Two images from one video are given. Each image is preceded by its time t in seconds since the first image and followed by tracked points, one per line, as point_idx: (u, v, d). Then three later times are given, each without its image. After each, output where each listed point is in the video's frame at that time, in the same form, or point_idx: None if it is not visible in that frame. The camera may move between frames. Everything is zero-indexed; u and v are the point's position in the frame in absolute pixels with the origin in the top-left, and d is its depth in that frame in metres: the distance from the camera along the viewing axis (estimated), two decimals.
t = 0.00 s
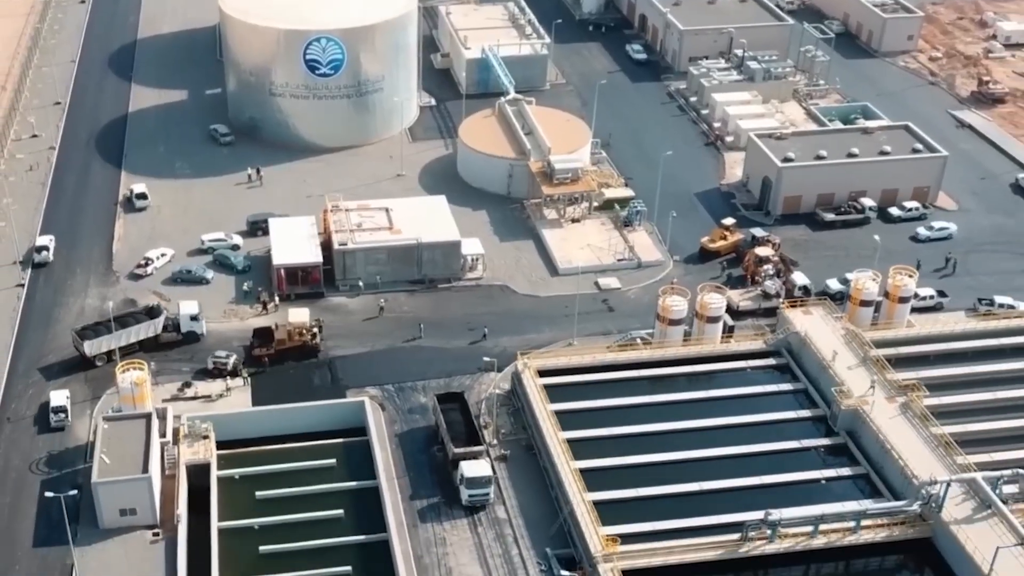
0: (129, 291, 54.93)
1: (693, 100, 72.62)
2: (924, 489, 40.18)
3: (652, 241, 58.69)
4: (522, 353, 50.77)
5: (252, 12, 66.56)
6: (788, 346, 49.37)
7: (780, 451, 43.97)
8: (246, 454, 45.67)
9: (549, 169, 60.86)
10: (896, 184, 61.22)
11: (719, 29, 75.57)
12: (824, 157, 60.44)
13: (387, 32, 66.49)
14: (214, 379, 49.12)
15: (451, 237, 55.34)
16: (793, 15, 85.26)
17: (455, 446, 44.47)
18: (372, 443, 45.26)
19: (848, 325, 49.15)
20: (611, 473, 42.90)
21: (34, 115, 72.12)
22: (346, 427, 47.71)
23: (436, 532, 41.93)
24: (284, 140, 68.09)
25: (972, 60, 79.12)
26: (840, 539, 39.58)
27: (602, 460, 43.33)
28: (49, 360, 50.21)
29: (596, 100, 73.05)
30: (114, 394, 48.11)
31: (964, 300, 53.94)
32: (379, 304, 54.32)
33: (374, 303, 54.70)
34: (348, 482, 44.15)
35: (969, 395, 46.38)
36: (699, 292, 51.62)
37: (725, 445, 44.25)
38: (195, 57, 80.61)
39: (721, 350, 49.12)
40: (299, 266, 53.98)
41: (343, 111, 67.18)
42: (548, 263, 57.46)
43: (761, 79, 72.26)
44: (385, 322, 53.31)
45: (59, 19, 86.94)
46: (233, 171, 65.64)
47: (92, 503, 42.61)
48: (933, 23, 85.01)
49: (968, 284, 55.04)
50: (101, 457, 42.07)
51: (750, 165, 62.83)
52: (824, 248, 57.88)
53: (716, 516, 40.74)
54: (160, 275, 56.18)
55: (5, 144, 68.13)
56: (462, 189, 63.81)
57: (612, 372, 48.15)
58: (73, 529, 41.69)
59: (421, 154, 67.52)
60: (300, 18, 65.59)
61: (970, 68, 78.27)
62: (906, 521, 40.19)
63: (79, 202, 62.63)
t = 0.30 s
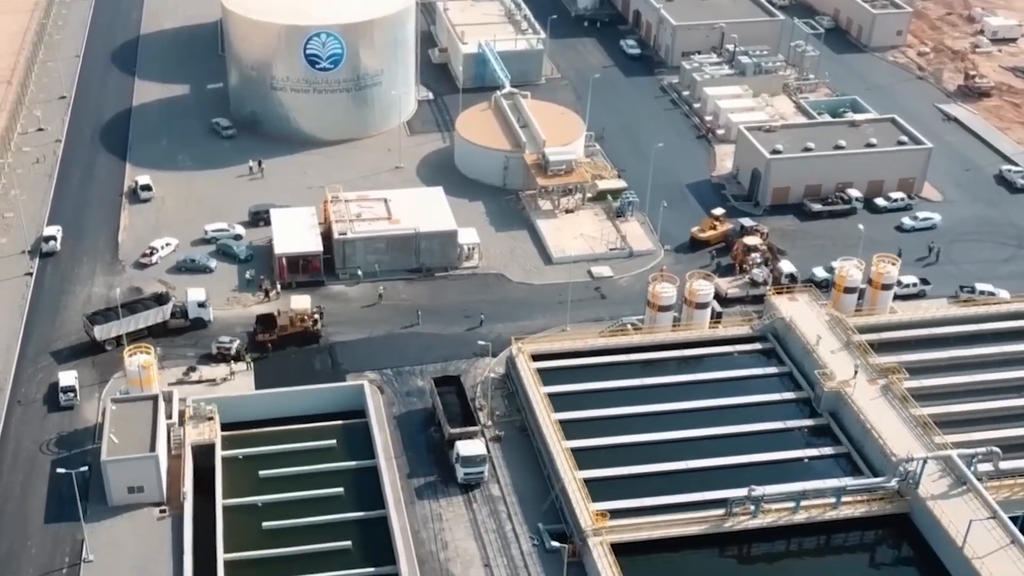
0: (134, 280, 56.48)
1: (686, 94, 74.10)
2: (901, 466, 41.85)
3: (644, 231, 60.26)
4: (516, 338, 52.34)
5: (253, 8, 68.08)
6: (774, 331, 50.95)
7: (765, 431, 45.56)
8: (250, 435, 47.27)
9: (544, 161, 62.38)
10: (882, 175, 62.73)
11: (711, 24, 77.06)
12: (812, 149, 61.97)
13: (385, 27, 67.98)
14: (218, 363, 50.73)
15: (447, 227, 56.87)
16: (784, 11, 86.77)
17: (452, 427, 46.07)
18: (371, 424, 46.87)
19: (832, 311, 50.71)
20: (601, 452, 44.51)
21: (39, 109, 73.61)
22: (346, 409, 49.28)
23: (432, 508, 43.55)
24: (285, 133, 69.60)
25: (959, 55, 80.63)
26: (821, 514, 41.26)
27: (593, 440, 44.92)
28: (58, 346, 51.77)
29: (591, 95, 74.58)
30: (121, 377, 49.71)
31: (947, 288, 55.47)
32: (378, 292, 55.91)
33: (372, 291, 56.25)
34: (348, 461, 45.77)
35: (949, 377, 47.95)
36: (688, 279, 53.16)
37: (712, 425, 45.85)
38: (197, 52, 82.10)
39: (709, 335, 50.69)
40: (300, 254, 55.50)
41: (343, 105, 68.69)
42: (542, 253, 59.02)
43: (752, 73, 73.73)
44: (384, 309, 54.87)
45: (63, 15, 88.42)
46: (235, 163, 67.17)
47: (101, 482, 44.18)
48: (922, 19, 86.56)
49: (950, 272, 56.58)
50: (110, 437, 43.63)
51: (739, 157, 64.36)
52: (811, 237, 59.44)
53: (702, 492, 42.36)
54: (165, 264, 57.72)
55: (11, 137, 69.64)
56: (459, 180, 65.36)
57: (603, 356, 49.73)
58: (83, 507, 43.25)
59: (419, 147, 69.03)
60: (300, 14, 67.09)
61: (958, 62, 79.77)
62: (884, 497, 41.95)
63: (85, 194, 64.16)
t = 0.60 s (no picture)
0: (141, 267, 58.29)
1: (677, 88, 75.85)
2: (877, 441, 43.75)
3: (635, 219, 62.06)
4: (510, 322, 54.17)
5: (255, 3, 69.80)
6: (759, 315, 52.79)
7: (748, 410, 47.40)
8: (253, 415, 49.11)
9: (538, 152, 64.10)
10: (867, 166, 64.49)
11: (702, 19, 78.84)
12: (798, 140, 63.76)
13: (384, 22, 69.69)
14: (222, 346, 52.53)
15: (444, 215, 58.65)
16: (775, 6, 88.54)
17: (447, 406, 47.92)
18: (370, 403, 48.72)
19: (815, 296, 52.52)
20: (590, 430, 46.36)
21: (46, 102, 75.37)
22: (345, 390, 51.09)
23: (429, 483, 45.40)
24: (286, 125, 71.36)
25: (945, 49, 82.41)
26: (800, 487, 43.11)
27: (583, 418, 46.76)
28: (67, 330, 53.57)
29: (584, 88, 76.33)
30: (129, 359, 51.53)
31: (927, 274, 57.28)
32: (376, 279, 57.72)
33: (371, 277, 58.06)
34: (348, 439, 47.62)
35: (927, 358, 49.67)
36: (676, 265, 54.95)
37: (697, 404, 47.69)
38: (199, 47, 83.86)
39: (696, 318, 52.51)
40: (301, 242, 57.28)
41: (342, 98, 70.43)
42: (536, 241, 60.80)
43: (741, 67, 75.47)
44: (382, 295, 56.68)
45: (68, 11, 90.17)
46: (238, 155, 68.94)
47: (110, 458, 45.99)
48: (910, 14, 88.36)
49: (931, 259, 58.38)
50: (119, 415, 45.45)
51: (728, 148, 66.16)
52: (797, 226, 61.23)
53: (687, 467, 44.21)
54: (170, 252, 59.52)
55: (19, 130, 71.39)
56: (456, 171, 67.13)
57: (593, 339, 51.56)
58: (93, 482, 45.07)
59: (416, 139, 70.79)
60: (301, 9, 68.81)
61: (943, 56, 81.53)
62: (861, 471, 43.81)
63: (92, 184, 65.92)
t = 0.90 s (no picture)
0: (145, 255, 59.85)
1: (670, 81, 77.36)
2: (858, 420, 45.37)
3: (627, 209, 63.62)
4: (504, 307, 55.75)
5: None
6: (746, 300, 54.38)
7: (735, 391, 48.98)
8: (255, 396, 50.68)
9: (532, 144, 65.57)
10: (854, 156, 66.02)
11: (694, 14, 80.37)
12: (787, 132, 65.30)
13: (382, 16, 71.16)
14: (225, 331, 54.06)
15: (441, 204, 60.19)
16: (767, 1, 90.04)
17: (443, 387, 49.50)
18: (369, 385, 50.30)
19: (801, 281, 54.08)
20: (581, 410, 47.97)
21: (51, 96, 76.86)
22: (345, 373, 52.65)
23: (425, 461, 47.00)
24: (287, 118, 72.88)
25: (933, 43, 83.93)
26: (784, 464, 44.71)
27: (574, 399, 48.36)
28: (74, 315, 55.12)
29: (579, 81, 77.86)
30: (135, 343, 53.13)
31: (911, 261, 58.81)
32: (375, 266, 59.29)
33: (370, 265, 59.62)
34: (347, 420, 49.20)
35: (909, 341, 51.25)
36: (666, 252, 56.51)
37: (685, 385, 49.28)
38: (201, 42, 85.37)
39: (685, 303, 54.08)
40: (301, 231, 58.78)
41: (342, 91, 71.94)
42: (530, 230, 62.35)
43: (733, 61, 76.92)
44: (380, 282, 58.24)
45: (72, 6, 91.64)
46: (239, 147, 70.46)
47: (117, 437, 47.58)
48: (899, 9, 89.91)
49: (915, 246, 59.93)
50: (127, 395, 47.05)
51: (719, 139, 67.71)
52: (785, 215, 62.78)
53: (675, 445, 45.80)
54: (173, 241, 61.06)
55: (25, 122, 72.90)
56: (452, 163, 68.68)
57: (585, 324, 53.14)
58: (101, 460, 46.65)
59: (414, 131, 72.32)
60: (301, 4, 70.27)
61: (932, 50, 83.04)
62: (843, 449, 45.43)
63: (97, 175, 67.44)
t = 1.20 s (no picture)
0: (149, 243, 61.43)
1: (662, 74, 78.92)
2: (839, 399, 47.02)
3: (619, 199, 65.23)
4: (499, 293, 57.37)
5: None
6: (733, 286, 56.01)
7: (721, 372, 50.60)
8: (257, 379, 52.33)
9: (527, 135, 67.14)
10: (841, 147, 67.61)
11: (686, 9, 81.92)
12: (775, 123, 66.88)
13: (380, 11, 72.71)
14: (227, 316, 55.64)
15: (437, 194, 61.80)
16: None
17: (439, 369, 51.13)
18: (367, 368, 51.93)
19: (786, 268, 55.69)
20: (572, 391, 49.60)
21: (56, 89, 78.43)
22: (343, 356, 54.26)
23: (421, 440, 48.64)
24: (287, 111, 74.46)
25: (921, 38, 85.53)
26: (767, 442, 46.31)
27: (566, 381, 49.99)
28: (81, 301, 56.73)
29: (573, 75, 79.44)
30: (141, 328, 54.74)
31: (895, 249, 60.41)
32: (374, 254, 60.93)
33: (368, 253, 61.24)
34: (346, 401, 50.82)
35: (890, 325, 52.86)
36: (655, 240, 58.11)
37: (673, 367, 50.91)
38: (202, 36, 86.94)
39: (674, 289, 55.71)
40: (301, 220, 60.37)
41: (341, 84, 73.52)
42: (525, 219, 63.95)
43: (724, 55, 78.47)
44: (378, 269, 59.85)
45: (75, 2, 93.18)
46: (241, 139, 72.05)
47: (124, 417, 49.17)
48: (888, 5, 91.49)
49: (899, 234, 61.53)
50: (133, 376, 48.63)
51: (709, 131, 69.32)
52: (773, 204, 64.39)
53: (662, 424, 47.43)
54: (177, 230, 62.63)
55: (31, 115, 74.48)
56: (449, 154, 70.28)
57: (577, 309, 54.76)
58: (108, 439, 48.23)
59: (411, 124, 73.91)
60: None
61: (919, 44, 84.62)
62: (825, 427, 47.08)
63: (101, 166, 69.01)
